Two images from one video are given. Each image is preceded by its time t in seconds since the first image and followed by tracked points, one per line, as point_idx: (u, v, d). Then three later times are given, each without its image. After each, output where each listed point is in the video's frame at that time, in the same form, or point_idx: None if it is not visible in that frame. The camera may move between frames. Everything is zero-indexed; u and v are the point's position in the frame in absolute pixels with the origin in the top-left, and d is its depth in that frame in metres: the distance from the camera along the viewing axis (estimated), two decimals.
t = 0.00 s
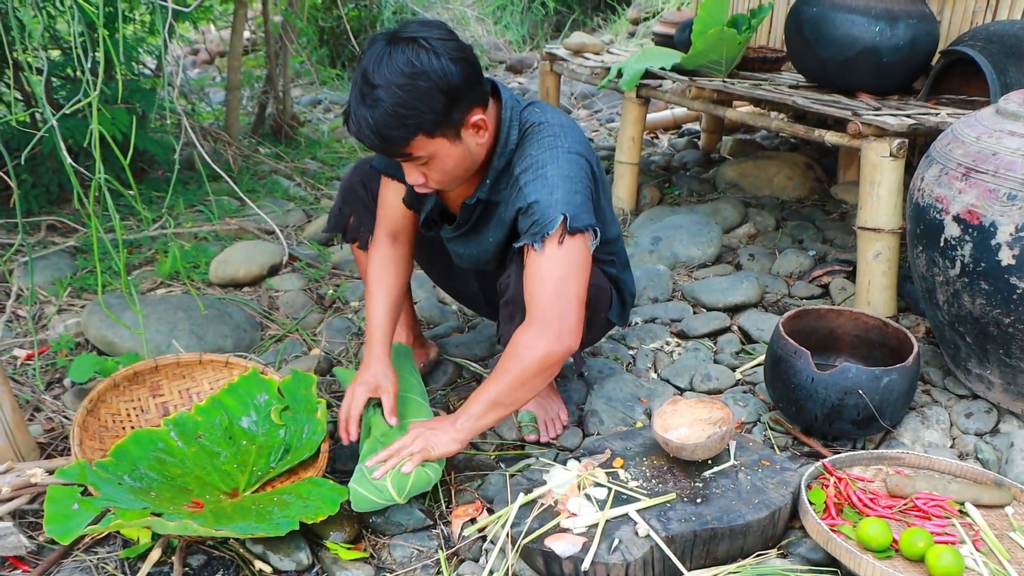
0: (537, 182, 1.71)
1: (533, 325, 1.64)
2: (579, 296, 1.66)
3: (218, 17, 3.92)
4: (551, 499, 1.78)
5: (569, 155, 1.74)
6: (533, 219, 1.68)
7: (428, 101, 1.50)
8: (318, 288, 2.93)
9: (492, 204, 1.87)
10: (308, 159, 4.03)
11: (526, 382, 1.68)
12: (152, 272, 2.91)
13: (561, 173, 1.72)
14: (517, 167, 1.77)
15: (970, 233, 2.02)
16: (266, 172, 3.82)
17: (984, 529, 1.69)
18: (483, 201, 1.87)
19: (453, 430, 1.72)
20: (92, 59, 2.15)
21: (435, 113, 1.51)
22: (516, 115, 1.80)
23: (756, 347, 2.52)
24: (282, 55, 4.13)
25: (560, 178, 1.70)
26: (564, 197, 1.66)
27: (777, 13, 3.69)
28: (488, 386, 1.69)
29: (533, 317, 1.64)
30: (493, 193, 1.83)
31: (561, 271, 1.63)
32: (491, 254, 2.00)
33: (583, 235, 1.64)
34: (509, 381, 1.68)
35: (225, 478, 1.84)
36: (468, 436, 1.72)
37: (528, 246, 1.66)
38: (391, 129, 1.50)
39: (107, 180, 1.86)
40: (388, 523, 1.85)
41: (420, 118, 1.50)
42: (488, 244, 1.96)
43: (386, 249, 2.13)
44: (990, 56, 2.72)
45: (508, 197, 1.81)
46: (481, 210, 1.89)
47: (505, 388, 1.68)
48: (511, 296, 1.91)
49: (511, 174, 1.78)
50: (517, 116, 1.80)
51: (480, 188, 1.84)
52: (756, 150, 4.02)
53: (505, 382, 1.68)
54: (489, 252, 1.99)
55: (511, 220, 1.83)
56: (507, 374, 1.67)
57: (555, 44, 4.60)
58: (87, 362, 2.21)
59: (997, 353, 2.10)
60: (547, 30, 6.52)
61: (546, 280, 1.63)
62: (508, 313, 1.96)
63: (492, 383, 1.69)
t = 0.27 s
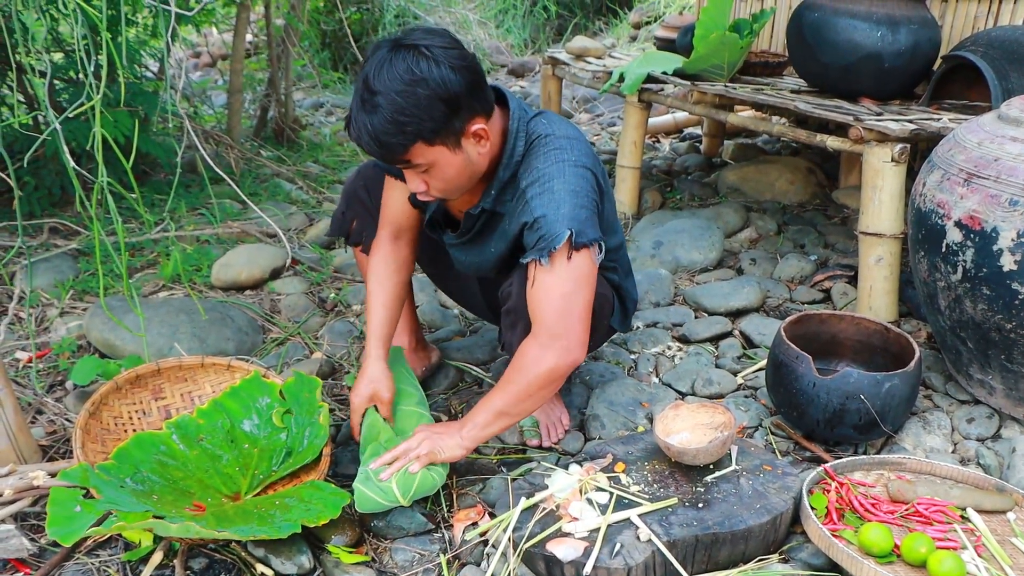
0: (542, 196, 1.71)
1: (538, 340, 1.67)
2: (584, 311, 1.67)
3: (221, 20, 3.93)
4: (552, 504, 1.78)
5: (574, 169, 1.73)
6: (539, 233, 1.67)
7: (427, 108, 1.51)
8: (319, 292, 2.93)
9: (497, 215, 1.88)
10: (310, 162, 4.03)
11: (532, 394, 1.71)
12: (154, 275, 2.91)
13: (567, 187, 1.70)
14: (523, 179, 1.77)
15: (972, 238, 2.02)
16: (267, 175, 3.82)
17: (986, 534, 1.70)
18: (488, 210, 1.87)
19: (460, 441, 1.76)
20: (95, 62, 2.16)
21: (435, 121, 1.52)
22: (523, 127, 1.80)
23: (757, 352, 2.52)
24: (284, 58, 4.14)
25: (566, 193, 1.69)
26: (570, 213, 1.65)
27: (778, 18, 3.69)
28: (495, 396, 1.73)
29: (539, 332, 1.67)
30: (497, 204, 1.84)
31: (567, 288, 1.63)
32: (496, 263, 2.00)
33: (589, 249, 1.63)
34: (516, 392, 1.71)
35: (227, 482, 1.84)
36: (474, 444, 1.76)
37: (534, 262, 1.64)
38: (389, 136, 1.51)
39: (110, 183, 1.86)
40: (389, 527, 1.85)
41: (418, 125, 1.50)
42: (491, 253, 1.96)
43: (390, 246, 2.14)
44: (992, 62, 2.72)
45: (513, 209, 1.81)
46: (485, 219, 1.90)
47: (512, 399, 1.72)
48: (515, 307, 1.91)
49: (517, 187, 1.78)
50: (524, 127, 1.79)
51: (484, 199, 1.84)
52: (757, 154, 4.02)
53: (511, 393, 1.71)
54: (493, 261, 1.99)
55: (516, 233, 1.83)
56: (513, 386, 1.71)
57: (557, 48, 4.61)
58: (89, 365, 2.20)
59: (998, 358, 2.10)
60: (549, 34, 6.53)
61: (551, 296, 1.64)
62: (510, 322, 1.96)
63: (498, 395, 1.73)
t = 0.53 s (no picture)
0: (553, 202, 1.72)
1: (553, 343, 1.67)
2: (598, 315, 1.68)
3: (224, 21, 3.94)
4: (555, 503, 1.78)
5: (585, 175, 1.75)
6: (550, 240, 1.69)
7: (435, 111, 1.51)
8: (322, 292, 2.94)
9: (505, 221, 1.88)
10: (312, 162, 4.04)
11: (544, 398, 1.71)
12: (158, 275, 2.92)
13: (578, 192, 1.72)
14: (533, 185, 1.78)
15: (976, 239, 2.02)
16: (270, 175, 3.83)
17: (989, 534, 1.70)
18: (496, 217, 1.87)
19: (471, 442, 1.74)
20: (99, 62, 2.16)
21: (443, 124, 1.52)
22: (531, 133, 1.81)
23: (760, 352, 2.52)
24: (287, 58, 4.14)
25: (577, 198, 1.71)
26: (582, 218, 1.67)
27: (781, 19, 3.69)
28: (507, 400, 1.73)
29: (553, 336, 1.67)
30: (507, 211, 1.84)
31: (581, 293, 1.65)
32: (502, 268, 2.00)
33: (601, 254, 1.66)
34: (529, 396, 1.71)
35: (231, 480, 1.84)
36: (486, 445, 1.74)
37: (546, 268, 1.66)
38: (397, 138, 1.51)
39: (114, 183, 1.87)
40: (392, 526, 1.85)
41: (427, 128, 1.51)
42: (497, 258, 1.96)
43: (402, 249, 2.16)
44: (995, 62, 2.72)
45: (523, 215, 1.81)
46: (493, 226, 1.90)
47: (525, 403, 1.72)
48: (524, 310, 1.91)
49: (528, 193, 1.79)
50: (532, 133, 1.80)
51: (493, 205, 1.85)
52: (760, 154, 4.02)
53: (523, 397, 1.71)
54: (500, 266, 2.00)
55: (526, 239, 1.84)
56: (527, 390, 1.71)
57: (560, 49, 4.62)
58: (93, 364, 2.20)
59: (1001, 358, 2.10)
60: (551, 34, 6.53)
61: (565, 301, 1.65)
62: (516, 325, 1.96)
63: (510, 399, 1.72)
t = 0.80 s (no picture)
0: (561, 195, 1.73)
1: (571, 333, 1.68)
2: (613, 305, 1.70)
3: (225, 17, 3.93)
4: (556, 499, 1.78)
5: (591, 167, 1.76)
6: (559, 234, 1.70)
7: (429, 105, 1.51)
8: (324, 288, 2.94)
9: (510, 216, 1.89)
10: (313, 159, 4.04)
11: (554, 386, 1.71)
12: (159, 271, 2.92)
13: (584, 185, 1.73)
14: (538, 180, 1.79)
15: (977, 235, 2.02)
16: (271, 171, 3.83)
17: (989, 530, 1.70)
18: (501, 213, 1.88)
19: (476, 431, 1.72)
20: (100, 58, 2.16)
21: (436, 117, 1.52)
22: (534, 128, 1.82)
23: (761, 348, 2.53)
24: (288, 54, 4.14)
25: (584, 192, 1.72)
26: (590, 210, 1.69)
27: (782, 16, 3.69)
28: (517, 390, 1.71)
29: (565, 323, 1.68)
30: (513, 207, 1.84)
31: (594, 283, 1.67)
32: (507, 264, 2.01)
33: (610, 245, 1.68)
34: (538, 382, 1.70)
35: (232, 476, 1.85)
36: (492, 435, 1.72)
37: (557, 261, 1.69)
38: (392, 133, 1.52)
39: (116, 178, 1.88)
40: (394, 522, 1.86)
41: (420, 122, 1.51)
42: (503, 255, 1.97)
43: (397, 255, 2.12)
44: (997, 59, 2.72)
45: (530, 210, 1.82)
46: (498, 222, 1.91)
47: (537, 393, 1.71)
48: (530, 308, 1.92)
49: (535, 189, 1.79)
50: (535, 128, 1.81)
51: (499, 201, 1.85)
52: (761, 151, 4.02)
53: (536, 388, 1.70)
54: (505, 262, 2.00)
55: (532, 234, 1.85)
56: (539, 381, 1.70)
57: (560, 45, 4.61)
58: (94, 360, 2.23)
59: (1002, 355, 2.11)
60: (552, 31, 6.53)
61: (581, 292, 1.67)
62: (519, 320, 1.97)
63: (517, 387, 1.71)
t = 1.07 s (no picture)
0: (566, 199, 1.73)
1: (574, 336, 1.67)
2: (615, 309, 1.71)
3: (226, 14, 3.93)
4: (558, 497, 1.78)
5: (597, 170, 1.76)
6: (564, 237, 1.71)
7: (439, 114, 1.51)
8: (325, 285, 2.94)
9: (515, 218, 1.89)
10: (314, 156, 4.04)
11: (560, 388, 1.70)
12: (160, 269, 2.92)
13: (590, 188, 1.73)
14: (544, 182, 1.78)
15: (978, 233, 2.02)
16: (272, 169, 3.83)
17: (990, 528, 1.70)
18: (506, 216, 1.88)
19: (485, 440, 1.72)
20: (101, 56, 2.16)
21: (447, 126, 1.52)
22: (540, 130, 1.82)
23: (762, 346, 2.52)
24: (289, 52, 4.13)
25: (589, 195, 1.72)
26: (595, 214, 1.69)
27: (784, 13, 3.69)
28: (522, 395, 1.71)
29: (570, 326, 1.68)
30: (520, 210, 1.84)
31: (596, 285, 1.68)
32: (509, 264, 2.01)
33: (614, 247, 1.68)
34: (544, 384, 1.70)
35: (233, 473, 1.84)
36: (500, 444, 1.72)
37: (561, 264, 1.71)
38: (402, 142, 1.51)
39: (117, 176, 1.86)
40: (395, 520, 1.86)
41: (431, 131, 1.50)
42: (507, 255, 1.97)
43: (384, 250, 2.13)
44: (999, 57, 2.71)
45: (536, 213, 1.82)
46: (503, 223, 1.90)
47: (541, 399, 1.71)
48: (534, 306, 1.92)
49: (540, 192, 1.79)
50: (541, 130, 1.81)
51: (505, 205, 1.85)
52: (762, 149, 4.02)
53: (539, 394, 1.70)
54: (507, 262, 2.01)
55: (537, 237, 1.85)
56: (543, 386, 1.70)
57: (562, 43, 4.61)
58: (95, 357, 2.21)
59: (1003, 352, 2.10)
60: (554, 28, 6.52)
61: (584, 295, 1.68)
62: (522, 318, 1.97)
63: (524, 391, 1.71)
